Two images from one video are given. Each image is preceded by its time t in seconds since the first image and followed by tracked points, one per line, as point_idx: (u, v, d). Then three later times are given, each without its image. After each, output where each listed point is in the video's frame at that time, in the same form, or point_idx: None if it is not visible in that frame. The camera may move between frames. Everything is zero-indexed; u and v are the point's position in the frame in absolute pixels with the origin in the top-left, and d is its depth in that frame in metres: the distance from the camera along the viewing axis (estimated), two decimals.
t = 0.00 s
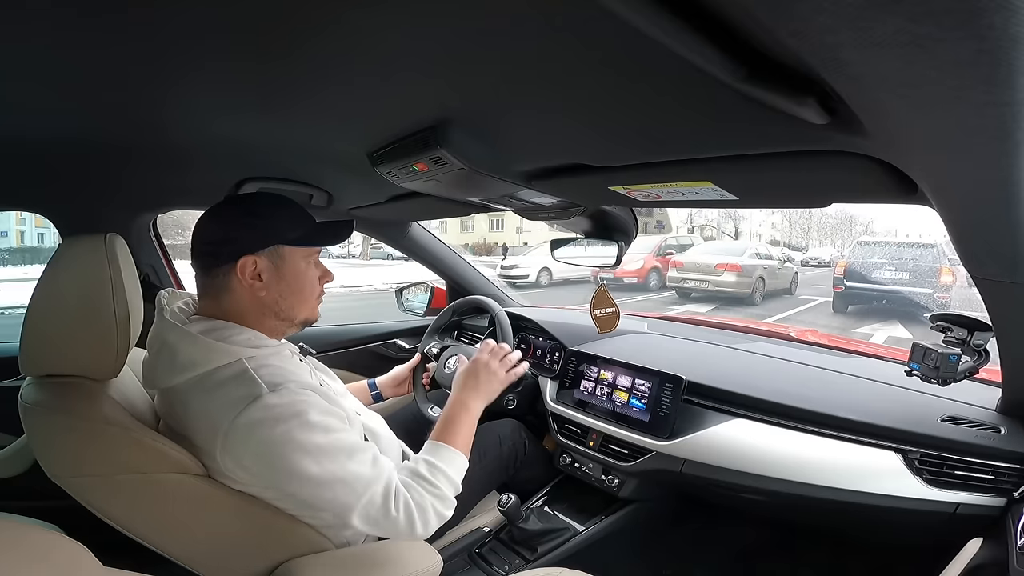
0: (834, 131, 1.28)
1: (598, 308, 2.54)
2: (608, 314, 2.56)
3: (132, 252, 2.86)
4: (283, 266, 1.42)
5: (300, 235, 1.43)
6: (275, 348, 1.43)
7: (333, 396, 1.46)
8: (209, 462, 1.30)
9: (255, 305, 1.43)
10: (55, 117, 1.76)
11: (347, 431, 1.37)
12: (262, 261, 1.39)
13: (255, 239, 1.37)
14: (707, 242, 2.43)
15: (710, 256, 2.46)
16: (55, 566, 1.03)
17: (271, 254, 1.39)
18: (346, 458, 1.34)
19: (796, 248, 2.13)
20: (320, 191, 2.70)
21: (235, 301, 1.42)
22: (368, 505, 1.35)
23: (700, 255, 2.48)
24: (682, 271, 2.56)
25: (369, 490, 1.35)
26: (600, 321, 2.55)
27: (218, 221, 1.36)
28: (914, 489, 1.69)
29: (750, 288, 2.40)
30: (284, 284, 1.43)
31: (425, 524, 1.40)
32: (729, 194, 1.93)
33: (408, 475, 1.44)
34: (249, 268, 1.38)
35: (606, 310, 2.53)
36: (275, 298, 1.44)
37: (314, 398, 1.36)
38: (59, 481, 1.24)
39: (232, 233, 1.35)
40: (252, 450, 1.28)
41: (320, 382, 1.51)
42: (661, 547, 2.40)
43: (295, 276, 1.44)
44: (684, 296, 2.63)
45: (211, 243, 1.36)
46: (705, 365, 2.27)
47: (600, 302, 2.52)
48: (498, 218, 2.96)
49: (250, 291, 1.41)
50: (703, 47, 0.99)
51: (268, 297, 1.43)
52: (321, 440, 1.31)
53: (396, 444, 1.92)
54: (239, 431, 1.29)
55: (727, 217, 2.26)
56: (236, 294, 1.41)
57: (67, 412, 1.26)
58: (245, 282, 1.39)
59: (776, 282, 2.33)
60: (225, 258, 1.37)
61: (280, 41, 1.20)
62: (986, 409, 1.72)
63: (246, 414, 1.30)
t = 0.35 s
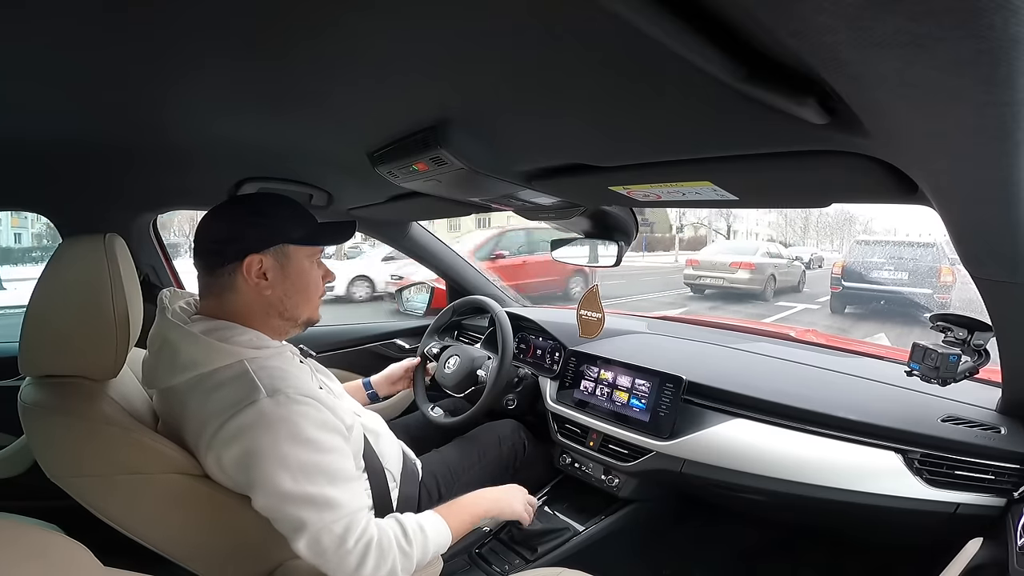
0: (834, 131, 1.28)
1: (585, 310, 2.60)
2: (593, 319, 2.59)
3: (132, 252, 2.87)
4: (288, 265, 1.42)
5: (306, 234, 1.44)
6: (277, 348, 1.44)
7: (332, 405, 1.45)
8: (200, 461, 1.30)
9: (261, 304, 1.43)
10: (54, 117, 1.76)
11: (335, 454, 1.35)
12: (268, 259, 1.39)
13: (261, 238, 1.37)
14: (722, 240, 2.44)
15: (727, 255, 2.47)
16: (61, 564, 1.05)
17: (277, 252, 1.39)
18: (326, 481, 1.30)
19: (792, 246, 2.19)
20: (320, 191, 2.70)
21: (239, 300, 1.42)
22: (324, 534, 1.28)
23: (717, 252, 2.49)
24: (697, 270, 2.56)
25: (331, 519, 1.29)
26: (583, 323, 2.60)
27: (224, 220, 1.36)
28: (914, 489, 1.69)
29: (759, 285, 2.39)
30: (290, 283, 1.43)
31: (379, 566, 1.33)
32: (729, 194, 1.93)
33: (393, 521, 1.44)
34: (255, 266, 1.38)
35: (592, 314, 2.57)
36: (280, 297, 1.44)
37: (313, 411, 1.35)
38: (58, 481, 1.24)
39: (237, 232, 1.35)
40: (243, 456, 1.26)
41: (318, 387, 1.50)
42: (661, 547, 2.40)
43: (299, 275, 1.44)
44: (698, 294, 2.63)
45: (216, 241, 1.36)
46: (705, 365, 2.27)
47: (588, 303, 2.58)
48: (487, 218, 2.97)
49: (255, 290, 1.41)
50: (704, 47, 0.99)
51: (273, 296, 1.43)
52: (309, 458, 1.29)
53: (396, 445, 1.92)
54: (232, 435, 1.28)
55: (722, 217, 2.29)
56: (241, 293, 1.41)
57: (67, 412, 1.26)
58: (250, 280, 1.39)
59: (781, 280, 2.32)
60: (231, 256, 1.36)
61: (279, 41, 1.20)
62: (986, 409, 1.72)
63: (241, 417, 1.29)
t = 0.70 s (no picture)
0: (834, 132, 1.28)
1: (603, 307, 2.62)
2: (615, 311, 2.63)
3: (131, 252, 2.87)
4: (292, 265, 1.42)
5: (310, 234, 1.44)
6: (280, 348, 1.44)
7: (334, 404, 1.45)
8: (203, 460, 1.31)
9: (264, 304, 1.43)
10: (54, 117, 1.76)
11: (341, 450, 1.37)
12: (272, 260, 1.39)
13: (265, 238, 1.36)
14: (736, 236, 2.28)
15: (742, 251, 2.31)
16: (59, 564, 1.05)
17: (281, 252, 1.39)
18: (336, 476, 1.32)
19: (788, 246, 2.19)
20: (320, 191, 2.69)
21: (244, 300, 1.42)
22: (345, 528, 1.30)
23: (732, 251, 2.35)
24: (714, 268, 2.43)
25: (349, 513, 1.31)
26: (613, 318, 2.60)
27: (227, 220, 1.36)
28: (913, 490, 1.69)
29: (779, 280, 2.23)
30: (294, 283, 1.43)
31: (401, 558, 1.36)
32: (729, 194, 1.93)
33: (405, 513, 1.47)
34: (259, 267, 1.37)
35: (612, 307, 2.61)
36: (285, 297, 1.43)
37: (316, 408, 1.36)
38: (59, 481, 1.24)
39: (242, 232, 1.35)
40: (247, 455, 1.26)
41: (321, 386, 1.50)
42: (661, 548, 2.40)
43: (303, 275, 1.44)
44: (713, 290, 2.52)
45: (221, 241, 1.36)
46: (705, 365, 2.27)
47: (606, 300, 2.61)
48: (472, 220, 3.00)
49: (259, 291, 1.41)
50: (704, 47, 0.99)
51: (277, 296, 1.43)
52: (318, 454, 1.31)
53: (399, 445, 1.93)
54: (235, 433, 1.28)
55: (714, 214, 2.29)
56: (246, 293, 1.41)
57: (68, 411, 1.26)
58: (255, 281, 1.39)
59: (796, 277, 2.19)
60: (236, 256, 1.36)
61: (278, 41, 1.20)
62: (986, 409, 1.72)
63: (244, 417, 1.29)
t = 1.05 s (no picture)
0: (834, 132, 1.28)
1: (586, 309, 2.61)
2: (595, 318, 2.60)
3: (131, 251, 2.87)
4: (298, 267, 1.42)
5: (318, 237, 1.44)
6: (285, 349, 1.44)
7: (341, 397, 1.48)
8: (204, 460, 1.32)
9: (269, 305, 1.43)
10: (54, 117, 1.76)
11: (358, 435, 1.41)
12: (278, 261, 1.39)
13: (272, 240, 1.36)
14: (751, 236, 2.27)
15: (759, 250, 2.28)
16: (57, 564, 1.05)
17: (288, 254, 1.40)
18: (360, 457, 1.37)
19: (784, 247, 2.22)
20: (320, 191, 2.69)
21: (249, 301, 1.42)
22: (385, 501, 1.37)
23: (750, 249, 2.31)
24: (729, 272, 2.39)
25: (384, 487, 1.38)
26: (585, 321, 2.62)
27: (236, 220, 1.36)
28: (913, 489, 1.69)
29: (793, 279, 2.19)
30: (299, 285, 1.43)
31: (444, 524, 1.43)
32: (729, 194, 1.93)
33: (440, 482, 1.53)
34: (265, 268, 1.38)
35: (593, 313, 2.58)
36: (290, 299, 1.44)
37: (327, 400, 1.38)
38: (59, 481, 1.24)
39: (250, 232, 1.35)
40: (264, 454, 1.29)
41: (328, 384, 1.52)
42: (661, 548, 2.40)
43: (309, 278, 1.44)
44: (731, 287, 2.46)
45: (228, 241, 1.36)
46: (706, 365, 2.27)
47: (590, 304, 2.59)
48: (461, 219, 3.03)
49: (264, 291, 1.41)
50: (704, 47, 0.99)
51: (282, 298, 1.43)
52: (336, 441, 1.34)
53: (400, 445, 1.93)
54: (243, 430, 1.30)
55: (712, 214, 2.32)
56: (251, 294, 1.41)
57: (69, 411, 1.26)
58: (260, 282, 1.39)
59: (809, 275, 2.16)
60: (242, 256, 1.37)
61: (279, 41, 1.20)
62: (986, 409, 1.72)
63: (256, 417, 1.30)
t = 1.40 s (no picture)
0: (834, 131, 1.28)
1: (598, 309, 2.56)
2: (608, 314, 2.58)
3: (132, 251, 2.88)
4: (273, 269, 1.39)
5: (295, 239, 1.39)
6: (278, 349, 1.45)
7: (337, 402, 1.48)
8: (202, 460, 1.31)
9: (250, 306, 1.43)
10: (54, 117, 1.76)
11: (346, 443, 1.40)
12: (251, 263, 1.37)
13: (242, 240, 1.35)
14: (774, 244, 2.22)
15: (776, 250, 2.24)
16: (56, 564, 1.05)
17: (260, 256, 1.37)
18: (345, 469, 1.35)
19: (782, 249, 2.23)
20: (320, 191, 2.69)
21: (230, 301, 1.43)
22: (362, 519, 1.34)
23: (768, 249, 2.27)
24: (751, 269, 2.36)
25: (364, 502, 1.35)
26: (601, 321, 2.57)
27: (222, 219, 1.38)
28: (914, 489, 1.69)
29: (808, 277, 2.16)
30: (274, 287, 1.41)
31: (419, 544, 1.41)
32: (729, 194, 1.93)
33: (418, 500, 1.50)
34: (238, 269, 1.37)
35: (607, 310, 2.56)
36: (266, 300, 1.42)
37: (318, 405, 1.38)
38: (59, 482, 1.24)
39: (225, 232, 1.36)
40: (253, 454, 1.28)
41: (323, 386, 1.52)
42: (661, 548, 2.40)
43: (286, 280, 1.41)
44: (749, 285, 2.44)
45: (212, 240, 1.38)
46: (706, 365, 2.27)
47: (602, 302, 2.55)
48: (449, 220, 3.07)
49: (241, 292, 1.41)
50: (705, 47, 0.99)
51: (258, 299, 1.42)
52: (324, 449, 1.33)
53: (399, 446, 1.94)
54: (236, 432, 1.29)
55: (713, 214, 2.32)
56: (230, 294, 1.42)
57: (69, 411, 1.26)
58: (234, 282, 1.39)
59: (822, 275, 2.12)
60: (218, 256, 1.38)
61: (279, 42, 1.20)
62: (986, 409, 1.72)
63: (246, 417, 1.30)
